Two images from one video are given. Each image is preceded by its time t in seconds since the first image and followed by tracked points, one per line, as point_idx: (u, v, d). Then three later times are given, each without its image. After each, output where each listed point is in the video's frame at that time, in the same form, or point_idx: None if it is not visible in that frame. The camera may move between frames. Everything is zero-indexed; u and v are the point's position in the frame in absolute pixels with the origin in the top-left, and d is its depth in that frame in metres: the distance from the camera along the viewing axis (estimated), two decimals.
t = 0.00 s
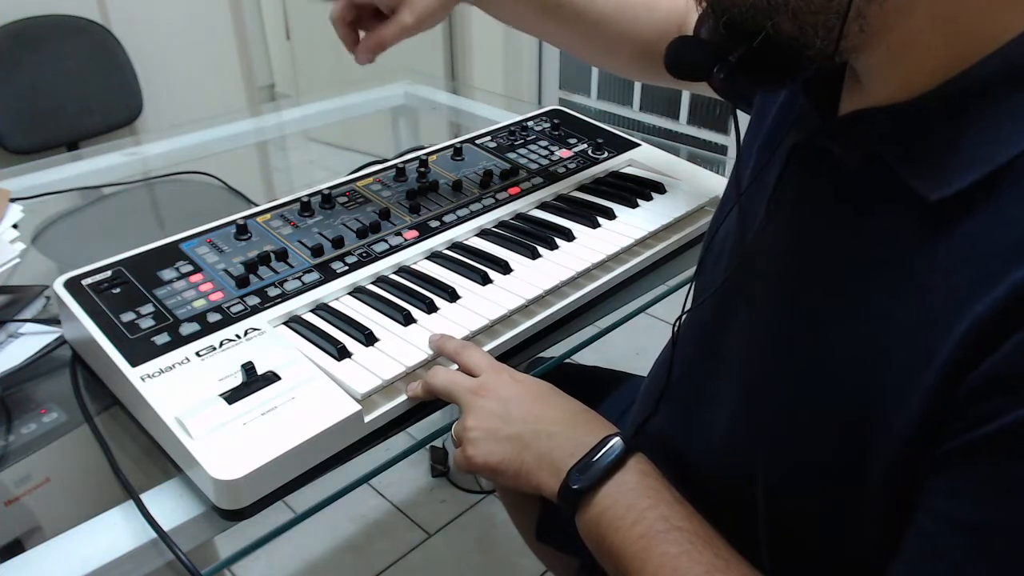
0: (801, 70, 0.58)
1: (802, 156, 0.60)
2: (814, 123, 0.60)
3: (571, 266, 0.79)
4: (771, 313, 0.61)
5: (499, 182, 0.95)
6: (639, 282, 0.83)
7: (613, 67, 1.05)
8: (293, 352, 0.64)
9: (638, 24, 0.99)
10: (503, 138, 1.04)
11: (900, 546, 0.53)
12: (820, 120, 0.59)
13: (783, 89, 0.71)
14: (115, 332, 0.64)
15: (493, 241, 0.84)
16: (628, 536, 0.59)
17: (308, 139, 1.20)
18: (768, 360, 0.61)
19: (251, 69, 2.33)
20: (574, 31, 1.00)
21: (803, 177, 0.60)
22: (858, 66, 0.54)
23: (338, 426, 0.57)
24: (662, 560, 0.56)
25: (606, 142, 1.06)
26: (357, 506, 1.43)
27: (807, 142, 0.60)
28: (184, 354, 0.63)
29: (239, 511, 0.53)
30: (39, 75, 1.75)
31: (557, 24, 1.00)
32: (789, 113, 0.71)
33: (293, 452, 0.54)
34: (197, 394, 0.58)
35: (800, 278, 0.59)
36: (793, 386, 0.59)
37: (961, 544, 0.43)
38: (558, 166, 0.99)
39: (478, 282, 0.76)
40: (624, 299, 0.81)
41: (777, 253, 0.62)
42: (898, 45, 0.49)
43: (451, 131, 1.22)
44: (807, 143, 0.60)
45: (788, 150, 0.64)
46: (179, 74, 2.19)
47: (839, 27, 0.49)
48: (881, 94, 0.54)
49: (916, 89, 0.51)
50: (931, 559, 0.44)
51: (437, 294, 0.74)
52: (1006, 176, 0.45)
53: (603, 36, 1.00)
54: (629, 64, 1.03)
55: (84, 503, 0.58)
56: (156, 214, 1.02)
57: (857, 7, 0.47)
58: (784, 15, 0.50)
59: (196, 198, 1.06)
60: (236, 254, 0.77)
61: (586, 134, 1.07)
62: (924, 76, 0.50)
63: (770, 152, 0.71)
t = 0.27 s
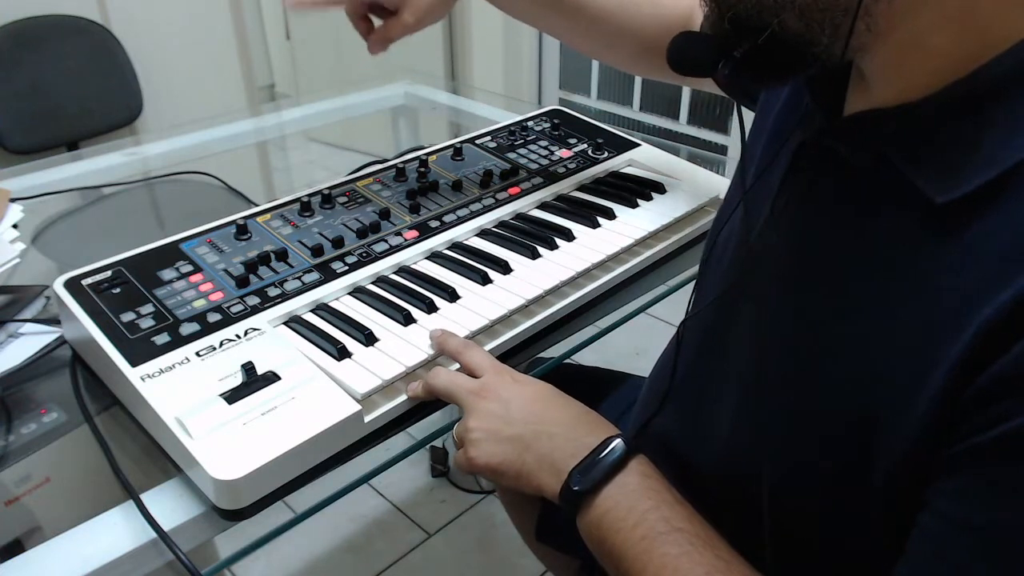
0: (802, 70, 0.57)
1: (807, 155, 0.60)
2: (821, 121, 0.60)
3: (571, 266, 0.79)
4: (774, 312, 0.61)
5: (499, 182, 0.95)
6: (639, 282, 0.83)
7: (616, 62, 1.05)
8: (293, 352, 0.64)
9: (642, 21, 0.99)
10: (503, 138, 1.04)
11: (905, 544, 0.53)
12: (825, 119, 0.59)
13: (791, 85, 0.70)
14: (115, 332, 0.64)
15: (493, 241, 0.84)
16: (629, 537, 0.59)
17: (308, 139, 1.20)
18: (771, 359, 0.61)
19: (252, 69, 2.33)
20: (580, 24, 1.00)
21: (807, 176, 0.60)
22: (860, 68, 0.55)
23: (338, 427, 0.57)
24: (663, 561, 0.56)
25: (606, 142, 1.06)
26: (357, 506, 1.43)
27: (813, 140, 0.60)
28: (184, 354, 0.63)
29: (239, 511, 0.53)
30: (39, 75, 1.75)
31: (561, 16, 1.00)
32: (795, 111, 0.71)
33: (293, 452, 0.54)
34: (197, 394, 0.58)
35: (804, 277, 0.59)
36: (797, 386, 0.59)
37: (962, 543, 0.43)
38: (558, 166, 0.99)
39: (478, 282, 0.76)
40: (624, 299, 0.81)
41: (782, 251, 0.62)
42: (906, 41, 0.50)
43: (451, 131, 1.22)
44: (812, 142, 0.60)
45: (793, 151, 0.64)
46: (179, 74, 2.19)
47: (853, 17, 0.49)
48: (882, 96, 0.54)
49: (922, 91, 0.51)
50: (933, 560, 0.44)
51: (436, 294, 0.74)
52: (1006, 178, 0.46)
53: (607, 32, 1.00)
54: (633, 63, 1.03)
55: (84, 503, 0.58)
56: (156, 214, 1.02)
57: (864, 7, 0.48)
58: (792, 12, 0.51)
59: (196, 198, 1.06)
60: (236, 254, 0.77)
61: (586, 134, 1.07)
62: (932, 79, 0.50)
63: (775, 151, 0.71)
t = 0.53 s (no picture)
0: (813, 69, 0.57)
1: (812, 155, 0.60)
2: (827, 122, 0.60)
3: (571, 266, 0.79)
4: (778, 312, 0.61)
5: (499, 182, 0.95)
6: (640, 282, 0.83)
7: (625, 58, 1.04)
8: (293, 352, 0.64)
9: (648, 17, 0.99)
10: (503, 138, 1.04)
11: (905, 546, 0.53)
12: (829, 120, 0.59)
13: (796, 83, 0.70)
14: (115, 332, 0.64)
15: (493, 241, 0.84)
16: (630, 538, 0.59)
17: (308, 139, 1.20)
18: (774, 359, 0.61)
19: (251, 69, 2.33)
20: (589, 15, 1.01)
21: (811, 176, 0.60)
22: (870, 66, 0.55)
23: (338, 427, 0.57)
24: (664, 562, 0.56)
25: (606, 142, 1.06)
26: (357, 506, 1.43)
27: (818, 141, 0.60)
28: (184, 354, 0.63)
29: (239, 511, 0.53)
30: (39, 75, 1.75)
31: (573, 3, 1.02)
32: (800, 111, 0.71)
33: (293, 452, 0.54)
34: (197, 394, 0.58)
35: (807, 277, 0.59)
36: (800, 385, 0.59)
37: (963, 544, 0.43)
38: (558, 166, 0.99)
39: (478, 282, 0.76)
40: (625, 298, 0.81)
41: (786, 251, 0.62)
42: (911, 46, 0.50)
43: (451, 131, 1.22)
44: (817, 143, 0.60)
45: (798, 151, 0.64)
46: (179, 74, 2.19)
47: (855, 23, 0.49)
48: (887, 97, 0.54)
49: (926, 92, 0.51)
50: (934, 560, 0.44)
51: (436, 295, 0.74)
52: (1007, 179, 0.46)
53: (614, 24, 1.01)
54: (641, 58, 1.02)
55: (84, 503, 0.58)
56: (156, 214, 1.02)
57: (876, 8, 0.48)
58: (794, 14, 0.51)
59: (196, 198, 1.06)
60: (236, 254, 0.77)
61: (586, 134, 1.07)
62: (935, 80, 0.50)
63: (779, 151, 0.71)
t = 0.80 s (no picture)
0: (816, 68, 0.57)
1: (814, 155, 0.60)
2: (830, 122, 0.60)
3: (571, 266, 0.79)
4: (779, 312, 0.61)
5: (499, 182, 0.95)
6: (640, 282, 0.83)
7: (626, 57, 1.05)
8: (293, 353, 0.64)
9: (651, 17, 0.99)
10: (503, 138, 1.04)
11: (906, 545, 0.53)
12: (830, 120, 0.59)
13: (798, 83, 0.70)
14: (114, 332, 0.64)
15: (493, 241, 0.84)
16: (631, 538, 0.59)
17: (307, 139, 1.20)
18: (775, 359, 0.61)
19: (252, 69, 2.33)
20: (593, 14, 1.01)
21: (813, 177, 0.60)
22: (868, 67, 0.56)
23: (338, 426, 0.57)
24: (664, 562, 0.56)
25: (606, 142, 1.06)
26: (357, 506, 1.43)
27: (820, 141, 0.60)
28: (184, 354, 0.63)
29: (239, 511, 0.53)
30: (39, 75, 1.75)
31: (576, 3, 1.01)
32: (802, 111, 0.71)
33: (293, 452, 0.54)
34: (197, 394, 0.58)
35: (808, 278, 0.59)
36: (801, 385, 0.59)
37: (964, 543, 0.43)
38: (558, 166, 0.99)
39: (478, 282, 0.76)
40: (625, 298, 0.81)
41: (788, 251, 0.62)
42: (910, 46, 0.50)
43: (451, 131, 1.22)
44: (819, 143, 0.60)
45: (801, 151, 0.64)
46: (179, 74, 2.19)
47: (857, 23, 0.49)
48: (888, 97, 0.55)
49: (928, 92, 0.51)
50: (935, 560, 0.44)
51: (436, 295, 0.74)
52: (1007, 178, 0.46)
53: (617, 24, 1.00)
54: (642, 57, 1.03)
55: (84, 503, 0.58)
56: (156, 214, 1.02)
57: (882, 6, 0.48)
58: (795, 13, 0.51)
59: (196, 198, 1.06)
60: (236, 254, 0.77)
61: (586, 134, 1.07)
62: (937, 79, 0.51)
63: (781, 151, 0.71)
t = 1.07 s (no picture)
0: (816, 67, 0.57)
1: (815, 156, 0.60)
2: (830, 122, 0.60)
3: (571, 266, 0.79)
4: (780, 312, 0.61)
5: (499, 182, 0.95)
6: (640, 282, 0.83)
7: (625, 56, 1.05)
8: (293, 353, 0.64)
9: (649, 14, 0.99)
10: (503, 138, 1.04)
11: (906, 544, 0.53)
12: (830, 120, 0.59)
13: (798, 83, 0.70)
14: (115, 332, 0.64)
15: (493, 241, 0.84)
16: (631, 539, 0.59)
17: (307, 139, 1.20)
18: (776, 359, 0.61)
19: (252, 69, 2.33)
20: (593, 13, 1.01)
21: (814, 177, 0.60)
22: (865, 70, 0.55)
23: (338, 426, 0.57)
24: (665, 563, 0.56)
25: (606, 142, 1.06)
26: (357, 506, 1.43)
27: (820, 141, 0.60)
28: (184, 354, 0.63)
29: (239, 510, 0.53)
30: (39, 75, 1.75)
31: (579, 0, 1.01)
32: (802, 110, 0.70)
33: (293, 452, 0.54)
34: (197, 394, 0.58)
35: (809, 278, 0.59)
36: (802, 385, 0.59)
37: (964, 544, 0.43)
38: (558, 166, 0.99)
39: (478, 282, 0.76)
40: (625, 298, 0.81)
41: (789, 252, 0.62)
42: (906, 53, 0.50)
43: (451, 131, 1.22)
44: (820, 143, 0.60)
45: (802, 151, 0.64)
46: (179, 74, 2.19)
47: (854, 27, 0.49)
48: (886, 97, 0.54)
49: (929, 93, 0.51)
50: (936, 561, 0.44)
51: (436, 295, 0.74)
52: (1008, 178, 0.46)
53: (619, 23, 1.01)
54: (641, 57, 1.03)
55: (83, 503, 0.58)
56: (156, 214, 1.02)
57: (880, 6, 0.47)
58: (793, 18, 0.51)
59: (196, 198, 1.06)
60: (236, 254, 0.77)
61: (586, 134, 1.07)
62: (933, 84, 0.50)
63: (781, 151, 0.71)
